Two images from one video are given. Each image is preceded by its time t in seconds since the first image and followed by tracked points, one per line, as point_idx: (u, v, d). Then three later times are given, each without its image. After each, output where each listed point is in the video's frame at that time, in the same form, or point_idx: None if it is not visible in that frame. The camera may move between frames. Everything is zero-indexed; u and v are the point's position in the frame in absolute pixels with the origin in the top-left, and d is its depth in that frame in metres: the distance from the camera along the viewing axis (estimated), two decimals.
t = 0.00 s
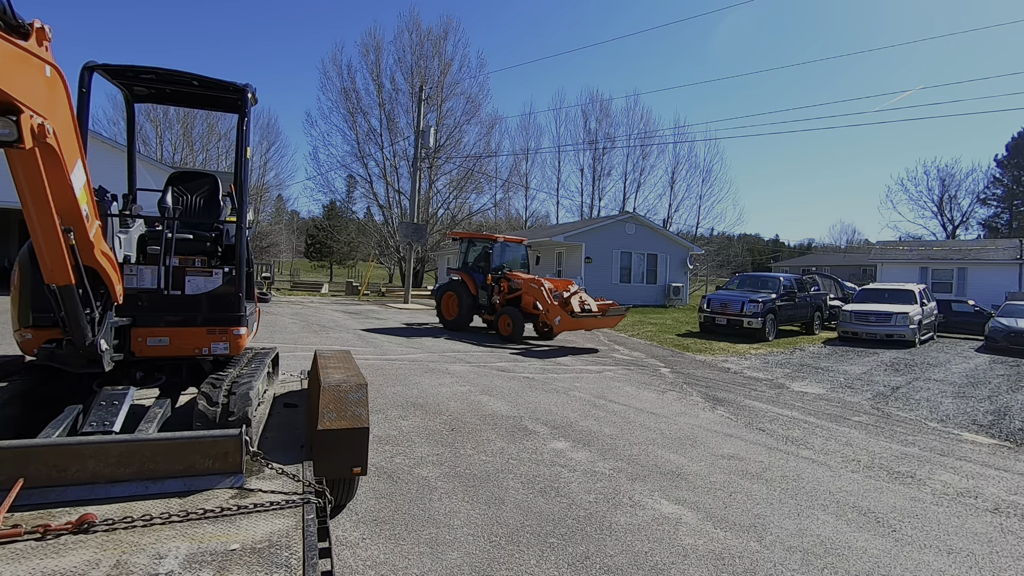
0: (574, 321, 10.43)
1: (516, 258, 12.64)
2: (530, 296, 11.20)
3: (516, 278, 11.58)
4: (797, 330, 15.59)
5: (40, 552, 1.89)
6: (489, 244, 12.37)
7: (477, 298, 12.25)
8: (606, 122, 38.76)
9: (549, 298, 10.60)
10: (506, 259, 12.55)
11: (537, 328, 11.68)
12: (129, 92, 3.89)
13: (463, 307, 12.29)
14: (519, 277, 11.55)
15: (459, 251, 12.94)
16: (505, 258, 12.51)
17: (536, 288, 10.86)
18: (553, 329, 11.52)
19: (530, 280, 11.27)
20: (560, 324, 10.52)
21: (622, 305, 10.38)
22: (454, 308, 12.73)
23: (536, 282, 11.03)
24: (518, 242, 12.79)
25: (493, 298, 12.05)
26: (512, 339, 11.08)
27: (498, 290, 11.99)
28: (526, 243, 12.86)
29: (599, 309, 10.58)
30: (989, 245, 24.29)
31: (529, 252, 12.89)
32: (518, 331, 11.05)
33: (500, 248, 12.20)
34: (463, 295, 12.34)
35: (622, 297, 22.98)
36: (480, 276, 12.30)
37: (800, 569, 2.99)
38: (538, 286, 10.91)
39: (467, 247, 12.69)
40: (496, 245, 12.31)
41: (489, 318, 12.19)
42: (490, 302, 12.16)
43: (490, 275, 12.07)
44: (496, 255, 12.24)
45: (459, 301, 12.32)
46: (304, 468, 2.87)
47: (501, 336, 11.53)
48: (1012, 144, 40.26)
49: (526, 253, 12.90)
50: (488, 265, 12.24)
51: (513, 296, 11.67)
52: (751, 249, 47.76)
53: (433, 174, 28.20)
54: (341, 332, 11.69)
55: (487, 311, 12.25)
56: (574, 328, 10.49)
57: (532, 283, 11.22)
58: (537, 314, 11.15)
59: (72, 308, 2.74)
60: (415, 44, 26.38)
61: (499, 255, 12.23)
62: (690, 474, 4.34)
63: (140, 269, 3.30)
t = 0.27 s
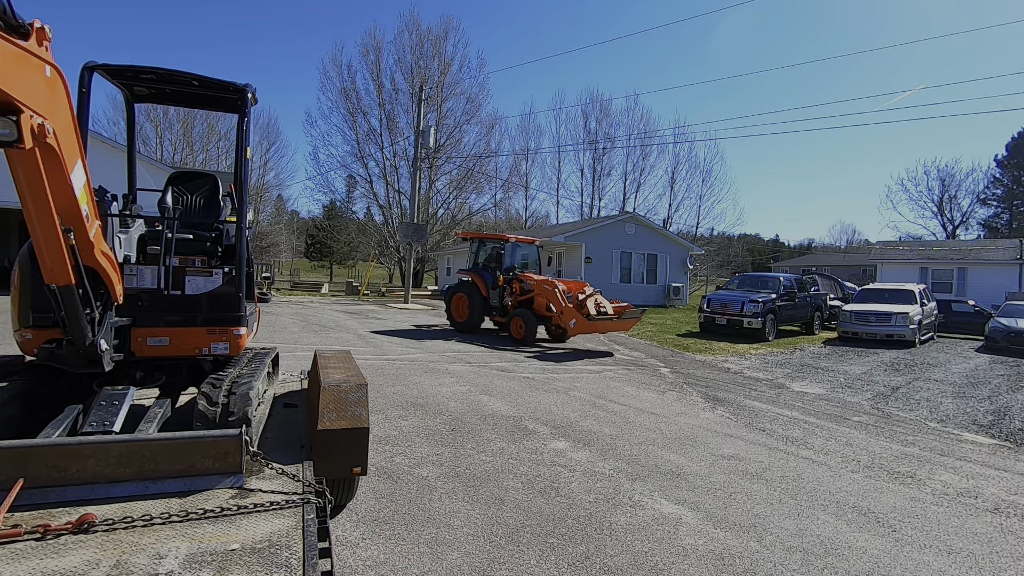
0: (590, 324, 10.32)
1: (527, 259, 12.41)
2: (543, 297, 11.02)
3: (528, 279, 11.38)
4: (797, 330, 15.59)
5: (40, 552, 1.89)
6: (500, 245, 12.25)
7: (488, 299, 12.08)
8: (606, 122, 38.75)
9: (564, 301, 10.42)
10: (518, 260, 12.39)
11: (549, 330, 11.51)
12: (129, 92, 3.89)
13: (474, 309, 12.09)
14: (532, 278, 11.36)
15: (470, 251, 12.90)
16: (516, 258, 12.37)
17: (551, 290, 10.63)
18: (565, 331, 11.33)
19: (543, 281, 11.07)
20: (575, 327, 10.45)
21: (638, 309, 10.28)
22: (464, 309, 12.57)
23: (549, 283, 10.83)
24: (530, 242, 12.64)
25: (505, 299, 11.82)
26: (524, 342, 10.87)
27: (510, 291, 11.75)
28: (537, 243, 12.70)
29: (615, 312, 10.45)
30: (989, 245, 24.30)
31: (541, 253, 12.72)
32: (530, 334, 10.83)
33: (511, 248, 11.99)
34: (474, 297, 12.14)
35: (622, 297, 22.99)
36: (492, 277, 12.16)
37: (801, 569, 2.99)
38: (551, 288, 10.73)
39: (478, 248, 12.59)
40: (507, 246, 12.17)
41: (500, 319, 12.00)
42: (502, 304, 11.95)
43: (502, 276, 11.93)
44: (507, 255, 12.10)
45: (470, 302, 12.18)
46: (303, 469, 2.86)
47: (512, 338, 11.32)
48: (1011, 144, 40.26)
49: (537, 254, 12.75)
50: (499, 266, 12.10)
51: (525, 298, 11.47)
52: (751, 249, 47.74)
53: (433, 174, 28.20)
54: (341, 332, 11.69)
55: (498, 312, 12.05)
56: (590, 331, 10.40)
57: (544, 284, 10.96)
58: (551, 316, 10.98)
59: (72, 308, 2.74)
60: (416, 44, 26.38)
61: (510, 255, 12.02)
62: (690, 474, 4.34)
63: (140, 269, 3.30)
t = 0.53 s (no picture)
0: (607, 327, 9.87)
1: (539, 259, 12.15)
2: (558, 299, 10.65)
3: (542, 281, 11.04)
4: (797, 330, 15.59)
5: (40, 552, 1.89)
6: (512, 245, 11.96)
7: (500, 301, 11.80)
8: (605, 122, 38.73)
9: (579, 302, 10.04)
10: (531, 260, 12.10)
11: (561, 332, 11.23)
12: (129, 92, 3.89)
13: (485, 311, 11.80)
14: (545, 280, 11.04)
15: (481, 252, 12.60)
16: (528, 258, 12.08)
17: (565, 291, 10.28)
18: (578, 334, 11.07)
19: (557, 282, 10.71)
20: (591, 330, 9.97)
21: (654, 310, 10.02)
22: (475, 311, 12.31)
23: (564, 285, 10.47)
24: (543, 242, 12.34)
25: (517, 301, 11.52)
26: (536, 346, 10.59)
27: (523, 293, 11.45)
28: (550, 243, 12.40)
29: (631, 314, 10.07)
30: (988, 245, 24.30)
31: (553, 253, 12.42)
32: (544, 337, 10.55)
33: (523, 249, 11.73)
34: (485, 299, 11.85)
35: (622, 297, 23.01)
36: (504, 278, 11.87)
37: (801, 569, 2.99)
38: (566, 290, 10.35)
39: (489, 249, 12.32)
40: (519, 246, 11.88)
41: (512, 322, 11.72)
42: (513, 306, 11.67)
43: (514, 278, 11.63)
44: (519, 256, 11.80)
45: (481, 304, 11.91)
46: (303, 468, 2.86)
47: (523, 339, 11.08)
48: (1011, 144, 40.24)
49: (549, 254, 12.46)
50: (511, 267, 11.81)
51: (538, 300, 11.15)
52: (751, 249, 47.71)
53: (433, 174, 28.21)
54: (341, 332, 11.69)
55: (509, 314, 11.77)
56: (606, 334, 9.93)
57: (558, 287, 10.63)
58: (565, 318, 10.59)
59: (72, 308, 2.74)
60: (416, 44, 26.38)
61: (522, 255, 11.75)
62: (690, 474, 4.34)
63: (141, 269, 3.30)
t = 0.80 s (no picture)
0: (624, 330, 9.61)
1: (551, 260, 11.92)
2: (571, 301, 10.37)
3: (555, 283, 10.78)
4: (797, 330, 15.59)
5: (40, 552, 1.89)
6: (524, 245, 11.69)
7: (512, 302, 11.52)
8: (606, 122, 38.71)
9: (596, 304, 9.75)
10: (543, 261, 11.84)
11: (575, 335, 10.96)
12: (129, 92, 3.89)
13: (497, 312, 11.51)
14: (559, 281, 10.79)
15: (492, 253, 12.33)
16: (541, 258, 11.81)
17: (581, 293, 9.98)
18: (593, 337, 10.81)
19: (570, 284, 10.44)
20: (607, 332, 9.68)
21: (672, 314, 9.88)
22: (486, 313, 12.01)
23: (577, 286, 10.20)
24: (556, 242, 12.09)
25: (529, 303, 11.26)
26: (550, 348, 10.33)
27: (536, 294, 11.19)
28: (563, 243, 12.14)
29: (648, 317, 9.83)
30: (989, 245, 24.30)
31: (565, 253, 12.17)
32: (558, 340, 10.29)
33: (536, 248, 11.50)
34: (497, 300, 11.56)
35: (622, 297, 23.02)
36: (516, 279, 11.60)
37: (800, 569, 3.00)
38: (581, 291, 10.06)
39: (501, 248, 12.04)
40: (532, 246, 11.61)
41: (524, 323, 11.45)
42: (526, 307, 11.39)
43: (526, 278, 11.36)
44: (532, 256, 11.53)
45: (492, 305, 11.61)
46: (303, 468, 2.86)
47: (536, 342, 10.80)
48: (1012, 144, 40.22)
49: (561, 254, 12.21)
50: (523, 267, 11.53)
51: (551, 302, 10.89)
52: (751, 249, 47.69)
53: (433, 174, 28.21)
54: (341, 331, 11.69)
55: (521, 316, 11.51)
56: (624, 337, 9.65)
57: (572, 288, 10.34)
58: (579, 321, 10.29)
59: (72, 308, 2.74)
60: (416, 44, 26.38)
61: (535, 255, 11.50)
62: (690, 474, 4.34)
63: (140, 268, 3.29)
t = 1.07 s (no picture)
0: (642, 333, 9.46)
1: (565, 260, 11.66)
2: (587, 303, 10.22)
3: (570, 284, 10.62)
4: (797, 330, 15.60)
5: (40, 552, 1.89)
6: (537, 245, 11.44)
7: (524, 304, 11.28)
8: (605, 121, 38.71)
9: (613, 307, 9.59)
10: (556, 261, 11.62)
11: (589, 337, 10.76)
12: (129, 92, 3.89)
13: (509, 314, 11.27)
14: (574, 282, 10.62)
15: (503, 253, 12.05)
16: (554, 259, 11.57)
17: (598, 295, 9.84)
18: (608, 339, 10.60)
19: (586, 286, 10.31)
20: (624, 336, 9.52)
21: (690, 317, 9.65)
22: (497, 315, 11.75)
23: (594, 288, 10.06)
24: (568, 242, 11.87)
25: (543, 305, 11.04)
26: (564, 351, 10.10)
27: (550, 296, 10.98)
28: (576, 243, 11.91)
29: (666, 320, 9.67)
30: (988, 245, 24.31)
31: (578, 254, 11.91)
32: (573, 342, 10.06)
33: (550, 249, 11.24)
34: (509, 301, 11.32)
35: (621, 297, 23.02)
36: (529, 280, 11.36)
37: (801, 569, 3.00)
38: (598, 293, 9.93)
39: (512, 249, 11.80)
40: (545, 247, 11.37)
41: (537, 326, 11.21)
42: (539, 310, 11.17)
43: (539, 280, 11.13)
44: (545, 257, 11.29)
45: (504, 307, 11.36)
46: (303, 469, 2.86)
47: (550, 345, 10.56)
48: (1012, 143, 40.19)
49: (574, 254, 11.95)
50: (536, 268, 11.29)
51: (566, 303, 10.70)
52: (751, 249, 47.68)
53: (433, 174, 28.21)
54: (341, 331, 11.70)
55: (534, 318, 11.28)
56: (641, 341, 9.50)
57: (588, 289, 10.18)
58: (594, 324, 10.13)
59: (72, 308, 2.74)
60: (416, 44, 26.38)
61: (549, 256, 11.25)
62: (690, 474, 4.34)
63: (140, 269, 3.30)
